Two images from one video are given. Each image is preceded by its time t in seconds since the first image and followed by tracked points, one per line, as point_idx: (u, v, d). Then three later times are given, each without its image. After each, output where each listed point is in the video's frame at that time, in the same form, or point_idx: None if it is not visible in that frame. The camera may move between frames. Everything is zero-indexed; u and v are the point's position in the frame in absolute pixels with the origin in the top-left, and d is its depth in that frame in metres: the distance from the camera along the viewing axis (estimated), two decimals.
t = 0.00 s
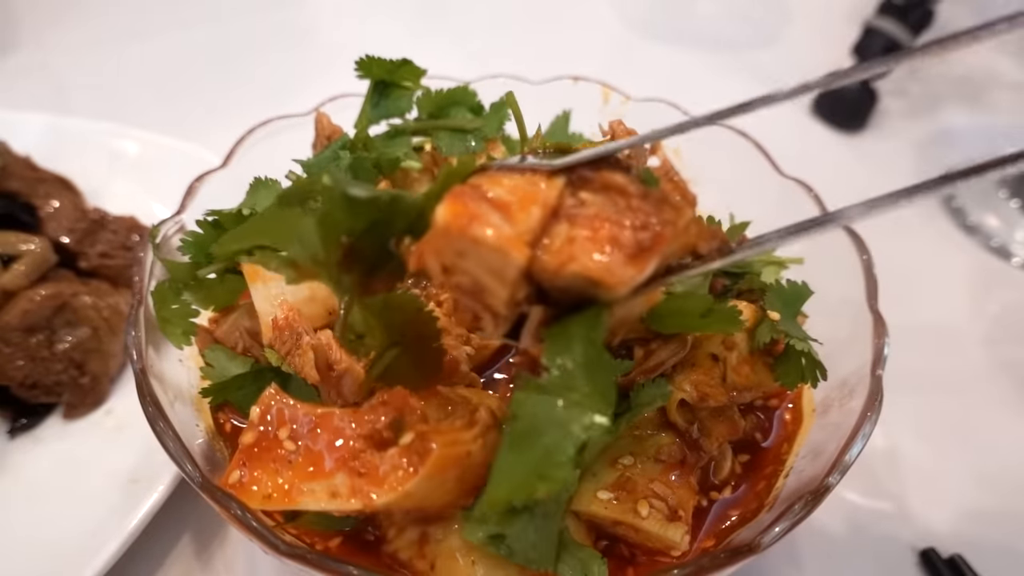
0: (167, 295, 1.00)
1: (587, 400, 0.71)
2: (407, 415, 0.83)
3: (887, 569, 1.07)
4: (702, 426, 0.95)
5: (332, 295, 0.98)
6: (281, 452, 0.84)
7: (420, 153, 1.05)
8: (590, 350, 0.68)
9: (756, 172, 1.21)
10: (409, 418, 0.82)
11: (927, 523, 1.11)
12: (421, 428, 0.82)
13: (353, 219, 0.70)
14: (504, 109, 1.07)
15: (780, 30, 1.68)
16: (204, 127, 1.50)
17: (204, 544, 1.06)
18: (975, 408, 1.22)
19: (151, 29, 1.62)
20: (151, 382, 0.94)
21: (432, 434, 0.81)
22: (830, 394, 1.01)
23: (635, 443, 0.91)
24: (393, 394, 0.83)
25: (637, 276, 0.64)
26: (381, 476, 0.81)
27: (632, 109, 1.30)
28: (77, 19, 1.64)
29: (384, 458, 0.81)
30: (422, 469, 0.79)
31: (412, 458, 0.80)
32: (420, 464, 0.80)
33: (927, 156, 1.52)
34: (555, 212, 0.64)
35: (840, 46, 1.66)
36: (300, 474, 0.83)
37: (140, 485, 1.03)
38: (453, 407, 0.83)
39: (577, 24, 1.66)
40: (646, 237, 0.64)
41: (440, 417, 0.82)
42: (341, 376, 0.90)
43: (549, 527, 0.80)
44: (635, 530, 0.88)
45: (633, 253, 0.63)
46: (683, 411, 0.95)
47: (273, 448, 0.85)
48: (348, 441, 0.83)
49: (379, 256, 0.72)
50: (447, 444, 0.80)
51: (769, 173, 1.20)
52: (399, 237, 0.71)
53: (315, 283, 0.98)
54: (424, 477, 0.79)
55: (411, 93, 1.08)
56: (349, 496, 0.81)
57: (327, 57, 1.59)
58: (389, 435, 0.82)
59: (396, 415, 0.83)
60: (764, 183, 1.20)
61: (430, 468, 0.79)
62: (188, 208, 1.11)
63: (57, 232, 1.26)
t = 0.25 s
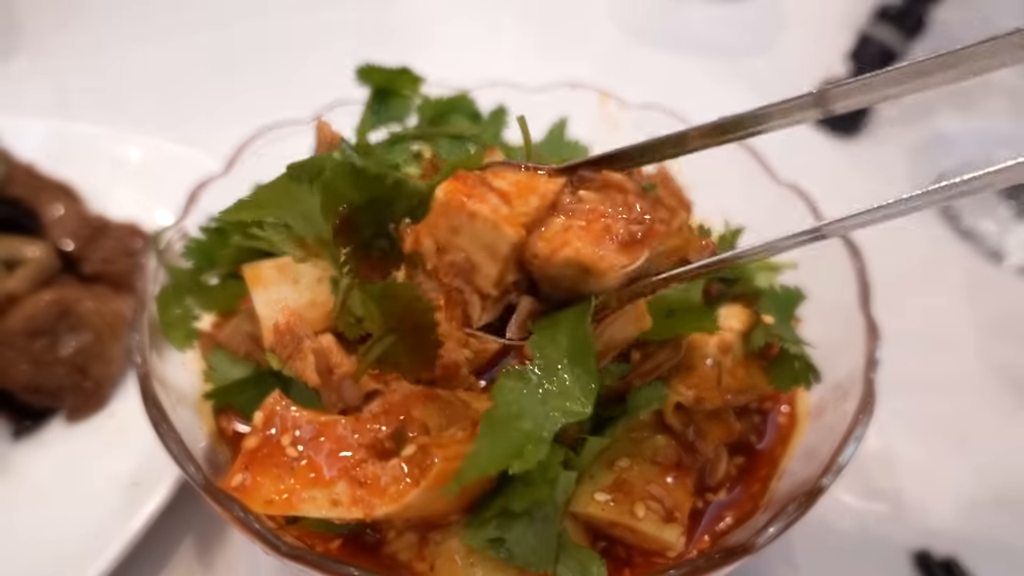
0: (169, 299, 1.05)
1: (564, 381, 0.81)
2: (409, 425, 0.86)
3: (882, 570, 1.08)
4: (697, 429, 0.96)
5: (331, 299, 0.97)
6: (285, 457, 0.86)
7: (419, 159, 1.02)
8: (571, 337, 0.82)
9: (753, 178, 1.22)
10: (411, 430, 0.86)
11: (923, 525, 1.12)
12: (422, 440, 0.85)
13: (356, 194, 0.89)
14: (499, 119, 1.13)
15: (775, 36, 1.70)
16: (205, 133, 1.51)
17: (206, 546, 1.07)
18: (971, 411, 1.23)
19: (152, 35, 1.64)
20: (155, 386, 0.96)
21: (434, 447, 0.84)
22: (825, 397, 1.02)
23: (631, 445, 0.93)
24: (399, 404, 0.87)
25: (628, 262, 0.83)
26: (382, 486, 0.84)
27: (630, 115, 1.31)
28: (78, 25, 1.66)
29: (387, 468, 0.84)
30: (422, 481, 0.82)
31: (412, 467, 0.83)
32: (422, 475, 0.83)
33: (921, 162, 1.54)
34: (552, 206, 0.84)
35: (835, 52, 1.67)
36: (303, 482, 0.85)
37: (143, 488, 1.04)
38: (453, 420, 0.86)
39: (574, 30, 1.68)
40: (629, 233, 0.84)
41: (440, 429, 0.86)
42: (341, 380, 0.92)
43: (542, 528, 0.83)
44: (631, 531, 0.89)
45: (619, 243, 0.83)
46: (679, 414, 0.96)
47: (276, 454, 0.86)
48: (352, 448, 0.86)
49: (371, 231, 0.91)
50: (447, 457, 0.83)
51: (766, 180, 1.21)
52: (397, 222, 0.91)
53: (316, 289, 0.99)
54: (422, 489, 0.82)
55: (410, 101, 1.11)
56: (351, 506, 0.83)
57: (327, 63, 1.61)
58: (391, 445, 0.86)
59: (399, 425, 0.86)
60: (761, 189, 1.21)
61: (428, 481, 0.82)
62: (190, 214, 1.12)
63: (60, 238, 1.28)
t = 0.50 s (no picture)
0: (169, 302, 1.05)
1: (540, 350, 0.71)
2: (409, 432, 0.85)
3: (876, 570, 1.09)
4: (691, 429, 0.97)
5: (330, 302, 0.98)
6: (284, 461, 0.87)
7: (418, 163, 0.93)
8: (555, 312, 0.71)
9: (747, 184, 1.23)
10: (410, 437, 0.85)
11: (917, 525, 1.13)
12: (420, 447, 0.84)
13: (358, 161, 0.82)
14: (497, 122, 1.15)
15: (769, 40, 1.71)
16: (204, 137, 1.53)
17: (205, 548, 1.08)
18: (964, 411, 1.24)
19: (152, 41, 1.65)
20: (155, 387, 0.96)
21: (432, 456, 0.83)
22: (819, 397, 1.03)
23: (626, 445, 0.94)
24: (400, 411, 0.87)
25: (616, 241, 0.72)
26: (380, 492, 0.84)
27: (626, 119, 1.32)
28: (79, 32, 1.67)
29: (384, 474, 0.85)
30: (419, 490, 0.83)
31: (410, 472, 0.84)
32: (419, 483, 0.83)
33: (915, 164, 1.55)
34: (550, 189, 0.74)
35: (829, 55, 1.69)
36: (303, 485, 0.86)
37: (143, 489, 1.05)
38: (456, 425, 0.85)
39: (571, 35, 1.69)
40: (630, 209, 0.73)
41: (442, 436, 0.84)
42: (340, 382, 0.95)
43: (536, 526, 0.86)
44: (626, 530, 0.90)
45: (613, 222, 0.72)
46: (674, 414, 0.97)
47: (276, 458, 0.87)
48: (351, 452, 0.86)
49: (369, 208, 0.84)
50: (445, 467, 0.83)
51: (760, 185, 1.23)
52: (398, 195, 0.82)
53: (315, 291, 1.00)
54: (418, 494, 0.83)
55: (407, 106, 1.11)
56: (348, 511, 0.84)
57: (325, 68, 1.62)
58: (390, 451, 0.86)
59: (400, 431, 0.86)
60: (756, 193, 1.22)
61: (424, 489, 0.83)
62: (190, 218, 1.11)
63: (60, 241, 1.28)
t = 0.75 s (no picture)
0: (165, 304, 1.05)
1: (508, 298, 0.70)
2: (405, 439, 0.86)
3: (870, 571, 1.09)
4: (686, 430, 0.98)
5: (328, 302, 1.00)
6: (280, 464, 0.86)
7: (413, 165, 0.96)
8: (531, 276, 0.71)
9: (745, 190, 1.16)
10: (407, 445, 0.85)
11: (912, 526, 1.13)
12: (417, 456, 0.85)
13: (360, 130, 0.83)
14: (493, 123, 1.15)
15: (765, 43, 1.72)
16: (202, 139, 1.53)
17: (201, 549, 1.08)
18: (958, 413, 1.25)
19: (150, 43, 1.66)
20: (151, 389, 0.96)
21: (430, 466, 0.85)
22: (813, 399, 1.04)
23: (621, 446, 0.94)
24: (397, 418, 0.87)
25: (601, 216, 0.73)
26: (375, 499, 0.84)
27: (621, 121, 1.33)
28: (77, 34, 1.68)
29: (381, 482, 0.84)
30: (416, 501, 0.84)
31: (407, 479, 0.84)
32: (415, 493, 0.84)
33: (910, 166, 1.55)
34: (543, 171, 0.76)
35: (824, 59, 1.70)
36: (298, 490, 0.85)
37: (140, 491, 1.05)
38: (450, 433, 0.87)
39: (567, 38, 1.70)
40: (617, 189, 0.75)
41: (439, 445, 0.86)
42: (335, 382, 0.94)
43: (529, 529, 0.86)
44: (621, 531, 0.90)
45: (601, 198, 0.74)
46: (668, 416, 0.97)
47: (271, 462, 0.87)
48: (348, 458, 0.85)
49: (366, 173, 0.84)
50: (441, 477, 0.85)
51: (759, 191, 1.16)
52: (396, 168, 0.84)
53: (311, 294, 1.01)
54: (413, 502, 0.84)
55: (404, 107, 1.09)
56: (343, 518, 0.84)
57: (322, 71, 1.62)
58: (387, 458, 0.85)
59: (396, 437, 0.86)
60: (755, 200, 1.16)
61: (419, 500, 0.84)
62: (187, 220, 1.13)
63: (57, 243, 1.29)
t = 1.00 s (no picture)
0: (160, 305, 1.05)
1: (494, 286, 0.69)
2: (407, 458, 0.85)
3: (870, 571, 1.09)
4: (685, 430, 0.97)
5: (325, 302, 1.01)
6: (279, 471, 0.86)
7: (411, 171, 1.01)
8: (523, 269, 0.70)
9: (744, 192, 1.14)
10: (408, 465, 0.85)
11: (912, 526, 1.13)
12: (419, 479, 0.84)
13: (359, 140, 0.89)
14: (490, 122, 1.15)
15: (763, 43, 1.72)
16: (198, 139, 1.53)
17: (197, 551, 1.07)
18: (959, 412, 1.24)
19: (146, 43, 1.66)
20: (146, 390, 0.95)
21: (429, 488, 0.83)
22: (812, 399, 1.03)
23: (619, 446, 0.93)
24: (397, 432, 0.87)
25: (595, 216, 0.71)
26: (372, 516, 0.83)
27: (619, 121, 1.33)
28: (73, 35, 1.67)
29: (379, 497, 0.84)
30: (413, 520, 0.82)
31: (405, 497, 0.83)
32: (412, 511, 0.83)
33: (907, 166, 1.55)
34: (538, 176, 0.76)
35: (823, 59, 1.70)
36: (295, 498, 0.85)
37: (135, 493, 1.04)
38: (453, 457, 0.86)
39: (565, 38, 1.70)
40: (611, 193, 0.74)
41: (440, 465, 0.85)
42: (331, 383, 0.94)
43: (528, 540, 0.85)
44: (620, 532, 0.90)
45: (596, 201, 0.73)
46: (667, 416, 0.96)
47: (270, 468, 0.86)
48: (348, 472, 0.85)
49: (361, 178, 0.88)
50: (440, 501, 0.82)
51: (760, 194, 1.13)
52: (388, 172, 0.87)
53: (307, 294, 1.01)
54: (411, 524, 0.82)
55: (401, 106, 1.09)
56: (339, 532, 0.82)
57: (319, 71, 1.62)
58: (387, 475, 0.85)
59: (397, 455, 0.85)
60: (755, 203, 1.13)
61: (415, 525, 0.82)
62: (183, 220, 1.13)
63: (52, 244, 1.28)
